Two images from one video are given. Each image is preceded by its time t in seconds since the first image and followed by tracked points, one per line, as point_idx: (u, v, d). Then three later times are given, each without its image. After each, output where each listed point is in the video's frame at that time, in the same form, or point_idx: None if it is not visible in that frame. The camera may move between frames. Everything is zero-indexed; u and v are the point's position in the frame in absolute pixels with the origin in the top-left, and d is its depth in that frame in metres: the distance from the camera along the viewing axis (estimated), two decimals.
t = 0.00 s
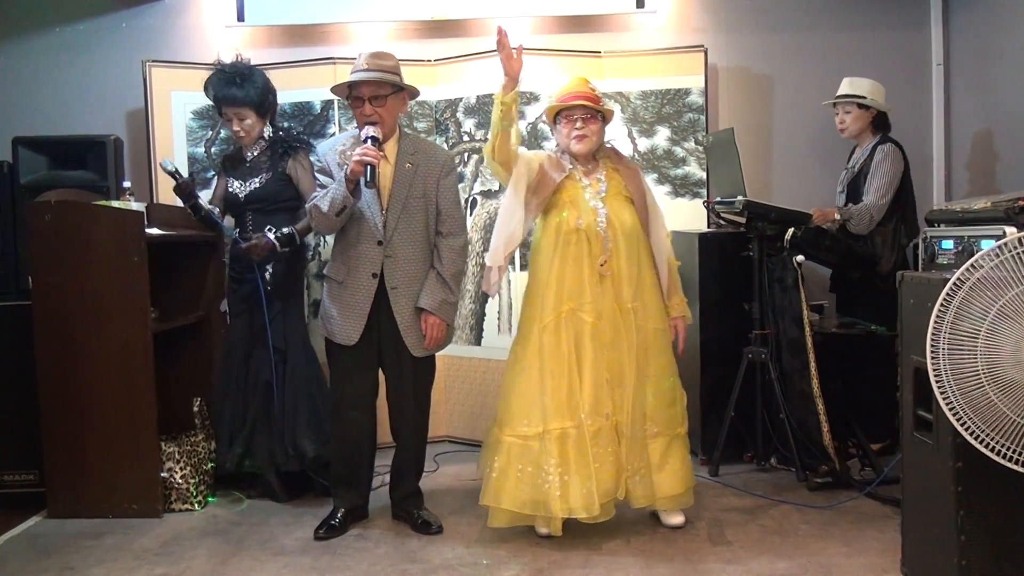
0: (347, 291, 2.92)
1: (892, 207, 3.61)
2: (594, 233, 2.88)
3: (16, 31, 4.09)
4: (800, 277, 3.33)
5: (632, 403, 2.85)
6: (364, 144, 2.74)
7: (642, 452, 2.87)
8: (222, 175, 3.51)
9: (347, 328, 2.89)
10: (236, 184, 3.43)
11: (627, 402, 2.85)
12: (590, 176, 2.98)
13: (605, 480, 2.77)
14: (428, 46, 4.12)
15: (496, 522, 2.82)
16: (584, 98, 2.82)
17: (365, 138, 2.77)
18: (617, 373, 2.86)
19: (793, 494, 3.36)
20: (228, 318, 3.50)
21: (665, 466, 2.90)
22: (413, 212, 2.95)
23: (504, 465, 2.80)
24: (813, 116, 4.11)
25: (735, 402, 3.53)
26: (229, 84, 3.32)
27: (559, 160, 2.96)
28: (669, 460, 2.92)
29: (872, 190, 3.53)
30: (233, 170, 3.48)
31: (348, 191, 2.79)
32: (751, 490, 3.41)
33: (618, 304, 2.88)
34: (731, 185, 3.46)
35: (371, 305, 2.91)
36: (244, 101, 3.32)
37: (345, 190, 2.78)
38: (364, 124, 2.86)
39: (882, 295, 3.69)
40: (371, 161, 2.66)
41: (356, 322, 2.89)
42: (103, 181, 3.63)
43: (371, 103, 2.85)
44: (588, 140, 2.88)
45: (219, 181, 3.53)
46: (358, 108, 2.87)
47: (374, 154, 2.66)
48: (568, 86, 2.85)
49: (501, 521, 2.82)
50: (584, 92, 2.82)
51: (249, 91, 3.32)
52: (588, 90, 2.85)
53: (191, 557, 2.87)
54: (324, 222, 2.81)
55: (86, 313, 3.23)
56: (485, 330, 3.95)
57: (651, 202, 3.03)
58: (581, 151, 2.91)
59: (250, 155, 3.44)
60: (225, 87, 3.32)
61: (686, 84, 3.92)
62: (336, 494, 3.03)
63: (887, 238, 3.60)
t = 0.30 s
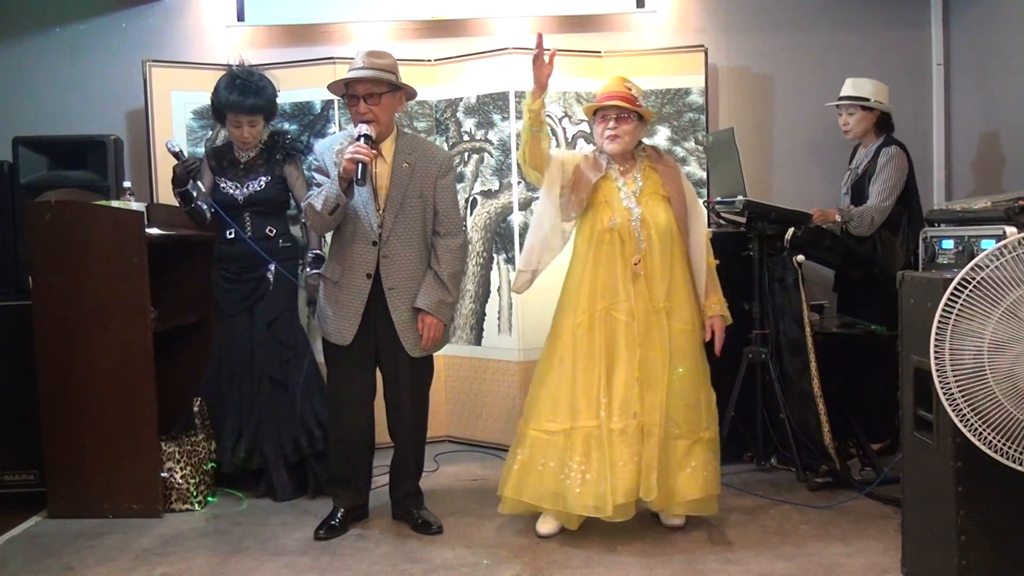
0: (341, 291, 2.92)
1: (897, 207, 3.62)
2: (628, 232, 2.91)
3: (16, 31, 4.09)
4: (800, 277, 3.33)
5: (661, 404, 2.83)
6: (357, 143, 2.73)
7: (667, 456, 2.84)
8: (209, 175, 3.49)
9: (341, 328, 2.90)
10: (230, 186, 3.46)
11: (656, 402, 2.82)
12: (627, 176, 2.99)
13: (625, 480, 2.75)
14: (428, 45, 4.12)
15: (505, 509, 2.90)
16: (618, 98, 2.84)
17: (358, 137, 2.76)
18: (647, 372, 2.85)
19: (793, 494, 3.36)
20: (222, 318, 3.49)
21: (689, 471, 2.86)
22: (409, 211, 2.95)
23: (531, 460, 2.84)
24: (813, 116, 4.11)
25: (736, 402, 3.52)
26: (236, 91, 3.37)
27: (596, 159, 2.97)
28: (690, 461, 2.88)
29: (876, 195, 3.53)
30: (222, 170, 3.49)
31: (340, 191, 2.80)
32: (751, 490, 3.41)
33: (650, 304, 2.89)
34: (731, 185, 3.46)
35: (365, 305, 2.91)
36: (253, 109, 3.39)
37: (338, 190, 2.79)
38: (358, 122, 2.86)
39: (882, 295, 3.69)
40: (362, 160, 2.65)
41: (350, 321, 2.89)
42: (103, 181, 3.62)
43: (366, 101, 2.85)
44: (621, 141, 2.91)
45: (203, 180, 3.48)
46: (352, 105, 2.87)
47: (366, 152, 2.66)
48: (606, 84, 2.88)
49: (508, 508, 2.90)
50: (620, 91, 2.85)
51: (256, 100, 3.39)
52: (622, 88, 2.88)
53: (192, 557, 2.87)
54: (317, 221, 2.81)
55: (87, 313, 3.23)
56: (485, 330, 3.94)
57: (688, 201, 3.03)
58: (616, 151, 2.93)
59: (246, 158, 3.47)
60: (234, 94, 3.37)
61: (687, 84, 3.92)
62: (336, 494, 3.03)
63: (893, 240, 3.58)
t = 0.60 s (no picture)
0: (340, 293, 2.87)
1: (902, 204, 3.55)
2: (633, 232, 2.89)
3: (9, 29, 4.04)
4: (804, 278, 3.28)
5: (684, 406, 2.79)
6: (353, 143, 2.68)
7: (702, 458, 2.78)
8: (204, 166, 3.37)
9: (338, 331, 2.84)
10: (229, 185, 3.41)
11: (679, 404, 2.79)
12: (643, 176, 2.94)
13: (662, 483, 2.72)
14: (425, 42, 4.06)
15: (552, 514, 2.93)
16: (634, 95, 2.79)
17: (355, 137, 2.71)
18: (668, 374, 2.83)
19: (798, 498, 3.31)
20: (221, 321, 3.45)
21: (728, 478, 2.79)
22: (408, 211, 2.89)
23: (566, 460, 2.86)
24: (817, 114, 4.06)
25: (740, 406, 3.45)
26: (246, 94, 3.29)
27: (613, 159, 2.96)
28: (730, 467, 2.81)
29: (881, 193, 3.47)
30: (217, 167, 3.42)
31: (339, 191, 2.74)
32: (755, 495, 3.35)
33: (663, 307, 2.87)
34: (734, 184, 3.41)
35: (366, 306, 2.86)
36: (261, 113, 3.34)
37: (336, 190, 2.73)
38: (355, 121, 2.80)
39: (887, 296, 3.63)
40: (360, 160, 2.60)
41: (348, 324, 2.84)
42: (96, 181, 3.56)
43: (363, 101, 2.78)
44: (637, 139, 2.83)
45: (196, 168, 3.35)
46: (349, 104, 2.81)
47: (364, 153, 2.61)
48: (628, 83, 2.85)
49: (556, 511, 2.93)
50: (636, 89, 2.80)
51: (265, 104, 3.34)
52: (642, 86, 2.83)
53: (185, 563, 2.82)
54: (315, 222, 2.76)
55: (79, 314, 3.18)
56: (484, 332, 3.89)
57: (705, 200, 2.94)
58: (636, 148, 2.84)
59: (242, 158, 3.43)
60: (244, 96, 3.29)
61: (688, 82, 3.86)
62: (332, 499, 2.98)
63: (899, 240, 3.53)
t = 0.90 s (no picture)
0: (339, 293, 2.78)
1: (914, 200, 3.47)
2: (628, 235, 2.84)
3: None
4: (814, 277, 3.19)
5: (687, 412, 2.73)
6: (354, 138, 2.59)
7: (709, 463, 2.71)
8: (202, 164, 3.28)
9: (337, 331, 2.75)
10: (233, 182, 3.30)
11: (682, 410, 2.73)
12: (643, 176, 2.84)
13: (671, 490, 2.67)
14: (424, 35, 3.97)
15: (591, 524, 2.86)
16: (638, 93, 2.71)
17: (356, 132, 2.62)
18: (670, 380, 2.76)
19: (807, 503, 3.22)
20: (215, 322, 3.34)
21: (733, 486, 2.68)
22: (409, 209, 2.80)
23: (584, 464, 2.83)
24: (827, 110, 3.96)
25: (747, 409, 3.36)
26: (257, 90, 3.22)
27: (615, 159, 2.88)
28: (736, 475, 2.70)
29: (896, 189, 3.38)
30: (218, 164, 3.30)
31: (339, 188, 2.65)
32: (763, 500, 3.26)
33: (661, 311, 2.80)
34: (743, 181, 3.32)
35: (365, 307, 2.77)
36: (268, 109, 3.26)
37: (336, 187, 2.64)
38: (356, 117, 2.73)
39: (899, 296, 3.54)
40: (360, 156, 2.52)
41: (347, 325, 2.75)
42: (86, 178, 3.48)
43: (364, 95, 2.71)
44: (639, 137, 2.74)
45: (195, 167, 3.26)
46: (350, 99, 2.74)
47: (364, 148, 2.53)
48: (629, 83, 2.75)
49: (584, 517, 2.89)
50: (639, 86, 2.72)
51: (272, 99, 3.26)
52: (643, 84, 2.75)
53: (176, 571, 2.73)
54: (315, 221, 2.67)
55: (68, 316, 3.09)
56: (484, 333, 3.80)
57: (705, 199, 2.83)
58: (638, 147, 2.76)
59: (244, 154, 3.33)
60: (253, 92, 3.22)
61: (695, 75, 3.77)
62: (328, 505, 2.89)
63: (912, 239, 3.45)
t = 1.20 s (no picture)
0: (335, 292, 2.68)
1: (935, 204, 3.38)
2: (625, 234, 2.75)
3: None
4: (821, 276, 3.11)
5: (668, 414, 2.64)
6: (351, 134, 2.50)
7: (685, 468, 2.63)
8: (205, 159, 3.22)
9: (335, 332, 2.66)
10: (238, 176, 3.22)
11: (661, 413, 2.64)
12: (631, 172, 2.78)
13: (639, 494, 2.61)
14: (420, 28, 3.88)
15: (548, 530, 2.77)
16: (620, 87, 2.63)
17: (353, 128, 2.54)
18: (653, 381, 2.68)
19: (815, 509, 3.13)
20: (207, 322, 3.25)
21: (714, 490, 2.61)
22: (408, 206, 2.71)
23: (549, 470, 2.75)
24: (835, 105, 3.87)
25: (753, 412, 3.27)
26: (264, 80, 3.17)
27: (600, 156, 2.81)
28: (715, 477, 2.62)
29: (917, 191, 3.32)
30: (225, 159, 3.24)
31: (335, 185, 2.55)
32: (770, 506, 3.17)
33: (653, 310, 2.72)
34: (750, 177, 3.23)
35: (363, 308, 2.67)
36: (276, 101, 3.21)
37: (332, 183, 2.55)
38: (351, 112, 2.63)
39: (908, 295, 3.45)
40: (358, 152, 2.42)
41: (345, 325, 2.66)
42: (74, 175, 3.40)
43: (357, 89, 2.61)
44: (622, 133, 2.67)
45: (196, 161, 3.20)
46: (343, 92, 2.63)
47: (362, 144, 2.43)
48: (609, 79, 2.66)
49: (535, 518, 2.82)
50: (621, 81, 2.64)
51: (280, 90, 3.21)
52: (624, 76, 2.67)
53: None
54: (310, 218, 2.57)
55: (54, 317, 3.00)
56: (483, 334, 3.71)
57: (694, 195, 2.77)
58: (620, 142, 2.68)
59: (252, 148, 3.27)
60: (260, 83, 3.16)
61: (699, 69, 3.67)
62: (322, 511, 2.80)
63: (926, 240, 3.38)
